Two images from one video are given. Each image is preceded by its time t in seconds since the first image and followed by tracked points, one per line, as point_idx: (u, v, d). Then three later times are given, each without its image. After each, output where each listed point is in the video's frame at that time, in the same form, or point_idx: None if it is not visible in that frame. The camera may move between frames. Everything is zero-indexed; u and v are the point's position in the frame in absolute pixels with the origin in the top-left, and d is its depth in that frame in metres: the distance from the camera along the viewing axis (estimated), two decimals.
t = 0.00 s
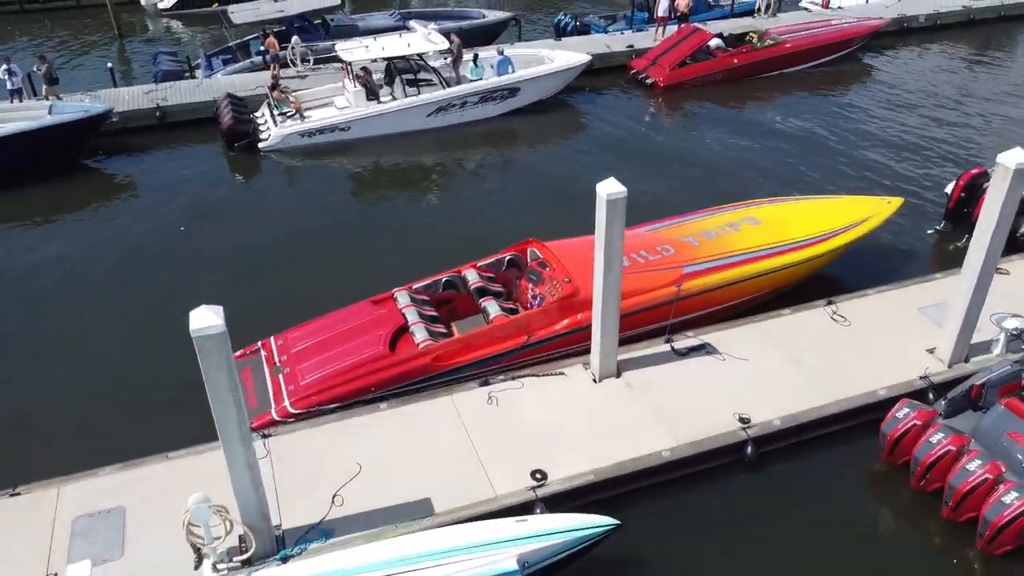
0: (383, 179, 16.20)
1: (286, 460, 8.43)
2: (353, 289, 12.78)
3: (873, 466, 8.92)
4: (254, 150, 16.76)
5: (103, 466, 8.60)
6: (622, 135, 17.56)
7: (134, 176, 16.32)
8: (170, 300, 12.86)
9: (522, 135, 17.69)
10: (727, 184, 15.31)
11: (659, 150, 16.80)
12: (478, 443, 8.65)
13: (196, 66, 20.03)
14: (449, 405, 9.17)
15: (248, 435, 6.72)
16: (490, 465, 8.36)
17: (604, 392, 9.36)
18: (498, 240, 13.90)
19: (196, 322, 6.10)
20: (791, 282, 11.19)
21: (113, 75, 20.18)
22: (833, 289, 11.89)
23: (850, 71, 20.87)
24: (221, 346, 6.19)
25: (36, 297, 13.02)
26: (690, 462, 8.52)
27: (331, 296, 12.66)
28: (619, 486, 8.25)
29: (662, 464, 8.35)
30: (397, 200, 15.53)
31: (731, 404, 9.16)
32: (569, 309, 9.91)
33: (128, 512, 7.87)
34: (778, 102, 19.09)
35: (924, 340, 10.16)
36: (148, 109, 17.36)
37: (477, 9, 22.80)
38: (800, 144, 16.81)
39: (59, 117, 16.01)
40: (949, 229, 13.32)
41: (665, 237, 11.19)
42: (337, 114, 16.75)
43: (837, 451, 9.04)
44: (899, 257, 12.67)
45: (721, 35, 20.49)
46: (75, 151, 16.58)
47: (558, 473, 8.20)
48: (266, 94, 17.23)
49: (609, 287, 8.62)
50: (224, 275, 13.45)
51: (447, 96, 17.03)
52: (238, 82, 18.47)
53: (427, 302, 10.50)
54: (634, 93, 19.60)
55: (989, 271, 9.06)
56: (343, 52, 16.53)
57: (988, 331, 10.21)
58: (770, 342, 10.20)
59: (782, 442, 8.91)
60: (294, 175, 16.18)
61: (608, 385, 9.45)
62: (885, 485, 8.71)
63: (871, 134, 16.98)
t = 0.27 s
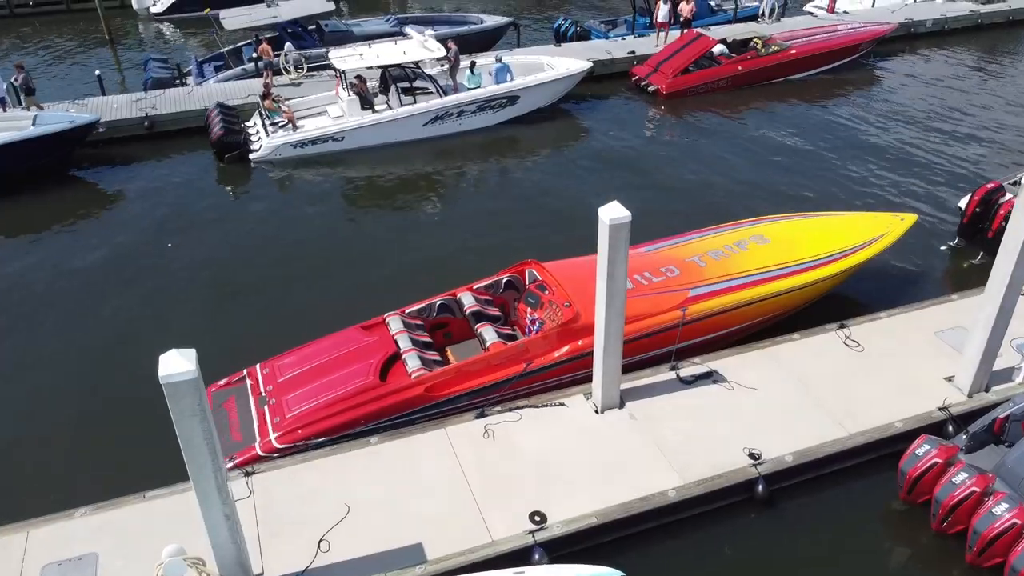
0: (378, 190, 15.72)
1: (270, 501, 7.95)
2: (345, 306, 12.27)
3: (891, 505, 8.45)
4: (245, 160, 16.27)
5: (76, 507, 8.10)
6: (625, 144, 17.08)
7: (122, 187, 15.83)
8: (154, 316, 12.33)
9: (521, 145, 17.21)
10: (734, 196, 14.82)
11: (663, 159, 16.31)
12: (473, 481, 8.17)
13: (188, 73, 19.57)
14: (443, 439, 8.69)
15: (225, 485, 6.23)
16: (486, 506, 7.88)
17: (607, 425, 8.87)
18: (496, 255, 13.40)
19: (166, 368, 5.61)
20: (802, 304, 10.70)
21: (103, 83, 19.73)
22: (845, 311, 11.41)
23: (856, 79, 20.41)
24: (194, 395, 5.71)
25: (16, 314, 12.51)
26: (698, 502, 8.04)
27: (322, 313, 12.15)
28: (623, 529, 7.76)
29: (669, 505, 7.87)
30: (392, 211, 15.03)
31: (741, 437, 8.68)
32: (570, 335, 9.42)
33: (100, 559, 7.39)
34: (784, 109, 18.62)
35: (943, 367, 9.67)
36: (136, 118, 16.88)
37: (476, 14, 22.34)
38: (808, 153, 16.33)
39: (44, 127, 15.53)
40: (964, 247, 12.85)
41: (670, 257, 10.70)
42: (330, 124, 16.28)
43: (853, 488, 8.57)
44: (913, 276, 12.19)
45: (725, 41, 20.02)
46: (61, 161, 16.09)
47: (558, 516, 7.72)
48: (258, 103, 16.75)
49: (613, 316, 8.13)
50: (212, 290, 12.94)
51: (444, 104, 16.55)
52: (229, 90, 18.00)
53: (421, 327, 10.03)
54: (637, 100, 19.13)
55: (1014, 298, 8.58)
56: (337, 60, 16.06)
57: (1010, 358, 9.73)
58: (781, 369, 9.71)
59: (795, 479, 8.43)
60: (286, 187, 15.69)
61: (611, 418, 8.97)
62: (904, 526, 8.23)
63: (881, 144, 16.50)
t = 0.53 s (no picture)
0: (372, 202, 15.23)
1: (251, 546, 7.45)
2: (336, 325, 11.76)
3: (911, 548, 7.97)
4: (235, 171, 15.70)
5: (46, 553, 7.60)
6: (627, 155, 16.59)
7: (108, 199, 15.33)
8: (136, 334, 11.81)
9: (520, 155, 16.72)
10: (740, 208, 14.33)
11: (666, 171, 15.83)
12: (467, 524, 7.68)
13: (178, 80, 19.07)
14: (436, 477, 8.20)
15: (197, 544, 5.73)
16: (482, 553, 7.39)
17: (609, 461, 8.38)
18: (493, 271, 12.89)
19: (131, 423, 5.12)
20: (814, 328, 10.21)
21: (92, 92, 19.25)
22: (858, 335, 10.93)
23: (863, 86, 19.92)
24: (160, 451, 5.22)
25: None
26: (707, 548, 7.56)
27: (311, 331, 11.63)
28: None
29: (676, 551, 7.38)
30: (387, 224, 14.53)
31: (752, 475, 8.19)
32: (570, 365, 8.93)
33: None
34: (790, 118, 18.14)
35: (963, 397, 9.19)
36: (124, 127, 16.37)
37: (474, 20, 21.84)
38: (815, 164, 15.85)
39: (28, 138, 15.04)
40: (981, 266, 12.36)
41: (675, 279, 10.22)
42: (323, 134, 15.78)
43: (870, 529, 8.09)
44: (927, 297, 11.71)
45: (729, 47, 19.53)
46: (45, 173, 15.59)
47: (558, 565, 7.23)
48: (249, 112, 16.27)
49: (617, 349, 7.64)
50: (197, 306, 12.41)
51: (441, 114, 16.06)
52: (220, 99, 17.52)
53: (415, 355, 9.55)
54: (639, 109, 18.65)
55: None
56: (330, 69, 15.58)
57: None
58: (792, 399, 9.23)
59: (809, 521, 7.95)
60: (277, 199, 15.20)
61: (613, 453, 8.48)
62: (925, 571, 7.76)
63: (891, 154, 16.01)
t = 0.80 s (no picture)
0: (367, 215, 14.74)
1: None
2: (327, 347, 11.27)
3: None
4: (224, 185, 15.17)
5: None
6: (629, 166, 16.11)
7: (94, 211, 14.84)
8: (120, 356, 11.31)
9: (520, 166, 16.24)
10: (748, 223, 13.84)
11: (670, 183, 15.34)
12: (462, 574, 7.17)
13: (168, 88, 18.57)
14: (429, 521, 7.70)
15: None
16: None
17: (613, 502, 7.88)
18: (491, 289, 12.40)
19: (87, 489, 4.63)
20: (828, 355, 9.71)
21: (80, 101, 18.76)
22: (873, 361, 10.44)
23: (871, 93, 19.43)
24: (121, 517, 4.74)
25: None
26: None
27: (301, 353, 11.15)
28: None
29: None
30: (382, 238, 14.03)
31: (765, 519, 7.69)
32: (572, 398, 8.44)
33: None
34: (797, 127, 17.67)
35: (986, 432, 8.69)
36: (111, 138, 15.89)
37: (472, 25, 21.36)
38: (824, 176, 15.37)
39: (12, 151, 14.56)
40: (999, 284, 11.86)
41: (682, 303, 9.72)
42: (316, 145, 15.29)
43: None
44: (944, 319, 11.23)
45: (733, 54, 19.05)
46: (30, 185, 15.10)
47: None
48: (240, 122, 15.78)
49: (621, 388, 7.14)
50: (183, 326, 11.91)
51: (437, 124, 15.57)
52: (210, 109, 17.03)
53: (408, 385, 9.06)
54: (641, 117, 18.17)
55: None
56: (323, 78, 15.11)
57: None
58: (806, 434, 8.73)
59: (827, 568, 7.45)
60: (268, 212, 14.71)
61: (617, 493, 7.97)
62: None
63: (902, 165, 15.53)
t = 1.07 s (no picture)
0: (361, 230, 14.25)
1: None
2: (317, 371, 10.78)
3: None
4: (213, 199, 14.66)
5: None
6: (631, 177, 15.61)
7: (77, 224, 14.30)
8: (99, 378, 10.77)
9: (518, 178, 15.75)
10: (755, 238, 13.34)
11: (674, 196, 14.85)
12: None
13: (158, 97, 18.08)
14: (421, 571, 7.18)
15: None
16: None
17: (617, 550, 7.34)
18: (489, 310, 11.92)
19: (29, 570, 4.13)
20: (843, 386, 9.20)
21: (68, 109, 18.29)
22: (889, 391, 9.94)
23: (880, 101, 18.94)
24: None
25: None
26: None
27: (290, 378, 10.65)
28: None
29: None
30: (376, 254, 13.55)
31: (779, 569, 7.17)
32: (572, 437, 7.94)
33: None
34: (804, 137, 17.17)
35: (1012, 472, 8.19)
36: (97, 149, 15.38)
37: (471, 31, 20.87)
38: (833, 188, 14.87)
39: None
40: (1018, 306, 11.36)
41: (689, 331, 9.22)
42: (308, 157, 14.78)
43: None
44: (961, 344, 10.74)
45: (738, 61, 18.57)
46: (11, 199, 14.58)
47: None
48: (229, 133, 15.28)
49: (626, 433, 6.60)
50: (167, 346, 11.41)
51: (433, 135, 15.06)
52: (200, 119, 16.54)
53: (399, 420, 8.56)
54: (644, 127, 17.68)
55: None
56: (315, 88, 14.63)
57: None
58: (821, 473, 8.24)
59: None
60: (258, 226, 14.21)
61: (621, 540, 7.43)
62: None
63: (913, 177, 15.02)
